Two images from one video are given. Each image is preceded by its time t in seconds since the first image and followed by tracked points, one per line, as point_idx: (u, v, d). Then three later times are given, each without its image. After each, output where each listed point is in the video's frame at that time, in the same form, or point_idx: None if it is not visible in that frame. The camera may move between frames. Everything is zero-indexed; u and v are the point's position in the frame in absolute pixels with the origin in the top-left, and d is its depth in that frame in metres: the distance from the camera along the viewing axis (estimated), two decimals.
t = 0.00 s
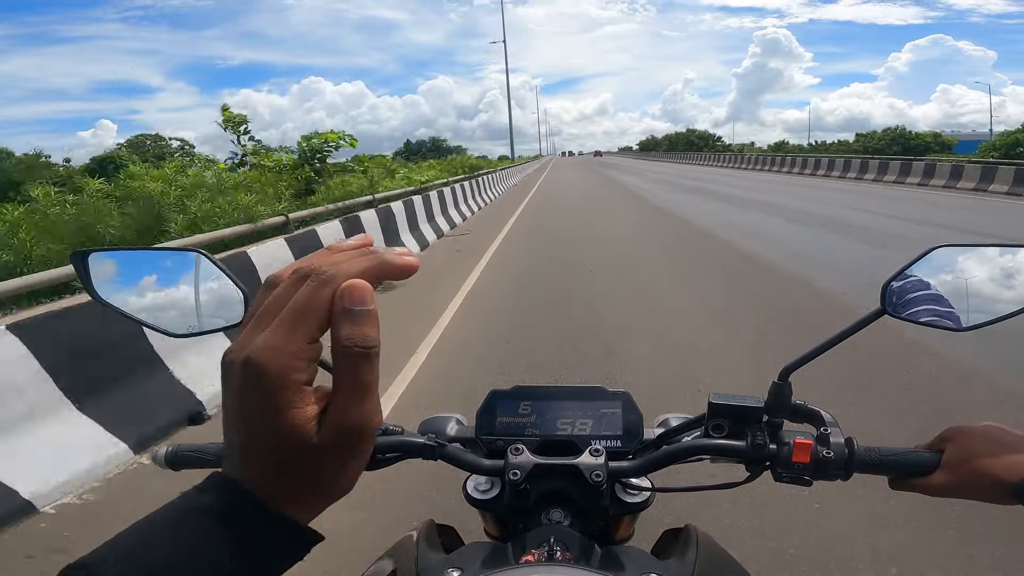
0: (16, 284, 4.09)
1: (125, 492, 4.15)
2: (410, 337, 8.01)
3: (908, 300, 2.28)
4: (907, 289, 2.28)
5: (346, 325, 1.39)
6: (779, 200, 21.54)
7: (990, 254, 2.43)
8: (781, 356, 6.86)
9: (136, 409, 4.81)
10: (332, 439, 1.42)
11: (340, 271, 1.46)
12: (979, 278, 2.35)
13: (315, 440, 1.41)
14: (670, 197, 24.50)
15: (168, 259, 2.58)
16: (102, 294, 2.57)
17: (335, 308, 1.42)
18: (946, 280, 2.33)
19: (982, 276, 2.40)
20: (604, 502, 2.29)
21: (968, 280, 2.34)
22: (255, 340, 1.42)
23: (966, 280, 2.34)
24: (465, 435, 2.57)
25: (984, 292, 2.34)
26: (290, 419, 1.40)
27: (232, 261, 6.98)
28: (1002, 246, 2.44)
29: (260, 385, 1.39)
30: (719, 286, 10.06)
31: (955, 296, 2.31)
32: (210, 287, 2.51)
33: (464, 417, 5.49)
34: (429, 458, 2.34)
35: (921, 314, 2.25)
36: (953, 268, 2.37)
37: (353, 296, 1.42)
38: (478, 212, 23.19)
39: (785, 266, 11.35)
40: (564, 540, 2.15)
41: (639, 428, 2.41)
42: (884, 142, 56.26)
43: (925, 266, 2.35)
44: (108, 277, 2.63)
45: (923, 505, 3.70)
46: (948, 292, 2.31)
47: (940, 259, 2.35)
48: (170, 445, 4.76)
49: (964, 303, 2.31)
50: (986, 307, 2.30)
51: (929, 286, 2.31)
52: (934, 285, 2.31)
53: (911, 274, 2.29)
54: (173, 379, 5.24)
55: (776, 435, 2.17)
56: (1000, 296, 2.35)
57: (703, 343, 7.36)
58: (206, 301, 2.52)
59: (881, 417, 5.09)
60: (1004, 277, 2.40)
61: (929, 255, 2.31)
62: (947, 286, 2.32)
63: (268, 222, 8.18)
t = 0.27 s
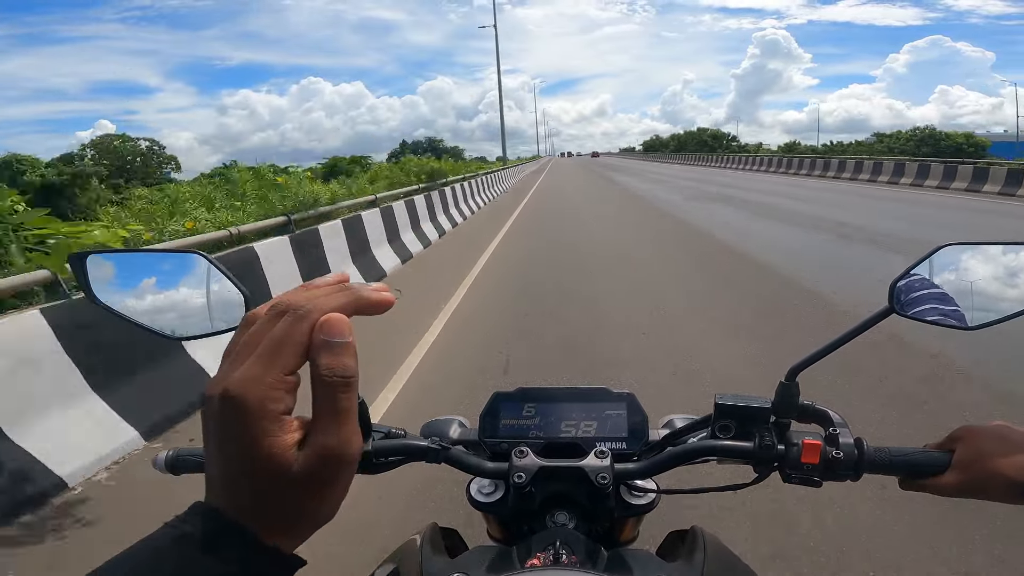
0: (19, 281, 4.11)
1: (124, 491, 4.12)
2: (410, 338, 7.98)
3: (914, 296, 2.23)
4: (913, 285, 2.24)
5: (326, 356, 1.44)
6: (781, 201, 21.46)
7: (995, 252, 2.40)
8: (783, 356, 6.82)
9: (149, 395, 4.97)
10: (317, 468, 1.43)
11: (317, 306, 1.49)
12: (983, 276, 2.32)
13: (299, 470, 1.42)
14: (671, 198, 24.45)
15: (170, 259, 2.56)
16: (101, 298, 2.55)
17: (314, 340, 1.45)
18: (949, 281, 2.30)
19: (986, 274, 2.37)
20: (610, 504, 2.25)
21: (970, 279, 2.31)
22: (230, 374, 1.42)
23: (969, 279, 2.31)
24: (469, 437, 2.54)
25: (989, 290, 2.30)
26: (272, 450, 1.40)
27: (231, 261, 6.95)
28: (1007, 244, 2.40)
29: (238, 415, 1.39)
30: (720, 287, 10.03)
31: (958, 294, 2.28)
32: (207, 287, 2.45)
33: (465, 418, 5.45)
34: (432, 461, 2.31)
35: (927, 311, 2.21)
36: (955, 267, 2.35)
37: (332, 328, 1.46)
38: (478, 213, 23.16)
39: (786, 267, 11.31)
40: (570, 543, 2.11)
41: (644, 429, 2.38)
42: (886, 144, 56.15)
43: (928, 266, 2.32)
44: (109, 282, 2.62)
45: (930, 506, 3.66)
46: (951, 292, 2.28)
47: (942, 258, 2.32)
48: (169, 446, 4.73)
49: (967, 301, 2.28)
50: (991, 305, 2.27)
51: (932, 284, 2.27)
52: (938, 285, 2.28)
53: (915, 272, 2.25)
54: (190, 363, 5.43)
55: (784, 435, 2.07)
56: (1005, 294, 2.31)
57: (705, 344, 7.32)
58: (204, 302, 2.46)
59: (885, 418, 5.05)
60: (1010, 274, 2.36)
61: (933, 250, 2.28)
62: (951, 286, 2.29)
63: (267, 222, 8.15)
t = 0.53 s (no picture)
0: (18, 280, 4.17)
1: (118, 492, 4.09)
2: (407, 337, 7.95)
3: (913, 296, 2.21)
4: (912, 285, 2.22)
5: (318, 398, 1.46)
6: (780, 202, 21.45)
7: (997, 249, 2.36)
8: (780, 357, 6.80)
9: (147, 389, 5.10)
10: (307, 504, 1.41)
11: (304, 351, 1.54)
12: (985, 274, 2.28)
13: (289, 507, 1.40)
14: (670, 199, 24.43)
15: (160, 256, 2.51)
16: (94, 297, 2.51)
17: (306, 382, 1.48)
18: (951, 279, 2.27)
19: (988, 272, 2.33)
20: (609, 506, 2.23)
21: (972, 277, 2.28)
22: (220, 414, 1.45)
23: (970, 277, 2.28)
24: (466, 438, 2.52)
25: (991, 289, 2.27)
26: (261, 487, 1.39)
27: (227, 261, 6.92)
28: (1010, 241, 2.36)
29: (228, 453, 1.40)
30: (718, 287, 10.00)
31: (959, 293, 2.26)
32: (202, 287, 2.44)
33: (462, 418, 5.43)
34: (428, 463, 2.28)
35: (926, 311, 2.19)
36: (956, 265, 2.31)
37: (322, 370, 1.49)
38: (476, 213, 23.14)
39: (784, 268, 11.29)
40: (568, 545, 2.09)
41: (643, 429, 2.35)
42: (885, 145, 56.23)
43: (928, 263, 2.29)
44: (102, 279, 2.58)
45: (931, 508, 3.63)
46: (951, 291, 2.26)
47: (944, 256, 2.28)
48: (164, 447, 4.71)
49: (969, 300, 2.25)
50: (993, 304, 2.23)
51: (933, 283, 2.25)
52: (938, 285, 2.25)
53: (916, 271, 2.23)
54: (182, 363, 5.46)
55: (785, 436, 2.04)
56: (1007, 293, 2.28)
57: (702, 345, 7.30)
58: (200, 301, 2.46)
59: (884, 419, 5.02)
60: (1013, 272, 2.32)
61: (934, 248, 2.25)
62: (953, 284, 2.26)
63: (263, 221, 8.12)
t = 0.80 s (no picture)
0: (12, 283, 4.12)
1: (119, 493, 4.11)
2: (405, 337, 7.96)
3: (912, 297, 2.22)
4: (912, 286, 2.23)
5: (342, 449, 1.56)
6: (778, 202, 21.50)
7: (995, 250, 2.36)
8: (779, 357, 6.81)
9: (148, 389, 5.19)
10: (325, 547, 1.49)
11: (325, 409, 1.68)
12: (983, 276, 2.29)
13: (307, 548, 1.48)
14: (668, 199, 24.46)
15: (166, 262, 2.53)
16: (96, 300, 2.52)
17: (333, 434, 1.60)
18: (950, 279, 2.28)
19: (985, 273, 2.34)
20: (609, 508, 2.24)
21: (971, 278, 2.28)
22: (244, 462, 1.58)
23: (969, 278, 2.28)
24: (466, 440, 2.53)
25: (989, 290, 2.28)
26: (280, 528, 1.49)
27: (226, 262, 6.93)
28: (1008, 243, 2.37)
29: (248, 497, 1.52)
30: (717, 287, 10.02)
31: (957, 294, 2.27)
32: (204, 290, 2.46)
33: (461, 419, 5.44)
34: (429, 466, 2.29)
35: (926, 312, 2.20)
36: (955, 265, 2.31)
37: (345, 424, 1.60)
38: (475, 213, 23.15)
39: (782, 268, 11.31)
40: (568, 547, 2.10)
41: (643, 431, 2.36)
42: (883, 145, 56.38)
43: (927, 264, 2.29)
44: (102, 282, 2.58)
45: (930, 508, 3.64)
46: (951, 292, 2.26)
47: (943, 257, 2.28)
48: (164, 448, 4.73)
49: (967, 301, 2.26)
50: (992, 305, 2.25)
51: (931, 284, 2.25)
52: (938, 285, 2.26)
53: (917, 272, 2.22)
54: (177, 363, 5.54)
55: (783, 438, 2.05)
56: (1005, 294, 2.30)
57: (701, 345, 7.32)
58: (201, 304, 2.48)
59: (882, 419, 5.03)
60: (1009, 274, 2.34)
61: (935, 249, 2.25)
62: (951, 284, 2.27)
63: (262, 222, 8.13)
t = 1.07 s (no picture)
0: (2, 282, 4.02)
1: (117, 491, 4.13)
2: (404, 336, 7.98)
3: (904, 295, 2.24)
4: (904, 284, 2.25)
5: (432, 527, 1.63)
6: (778, 202, 21.55)
7: (988, 249, 2.38)
8: (777, 357, 6.84)
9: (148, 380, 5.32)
10: None
11: (418, 484, 1.70)
12: (976, 274, 2.31)
13: None
14: (668, 199, 24.50)
15: (161, 263, 2.52)
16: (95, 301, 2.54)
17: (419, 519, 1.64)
18: (942, 277, 2.30)
19: (979, 272, 2.36)
20: (605, 505, 2.26)
21: (964, 275, 2.30)
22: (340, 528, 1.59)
23: (961, 276, 2.30)
24: (464, 439, 2.54)
25: (982, 287, 2.29)
26: None
27: (225, 260, 6.95)
28: (1000, 242, 2.38)
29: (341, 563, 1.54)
30: (715, 287, 10.04)
31: (950, 292, 2.28)
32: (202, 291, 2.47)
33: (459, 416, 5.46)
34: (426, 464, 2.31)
35: (918, 310, 2.22)
36: (947, 264, 2.33)
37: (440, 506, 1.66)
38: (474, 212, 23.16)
39: (781, 268, 11.32)
40: (565, 544, 2.12)
41: (638, 429, 2.38)
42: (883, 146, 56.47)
43: (919, 263, 2.33)
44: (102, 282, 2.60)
45: (925, 505, 3.66)
46: (942, 290, 2.28)
47: (934, 256, 2.31)
48: (163, 447, 4.75)
49: (960, 299, 2.28)
50: (985, 303, 2.26)
51: (924, 282, 2.28)
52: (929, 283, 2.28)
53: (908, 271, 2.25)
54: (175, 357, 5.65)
55: (776, 434, 2.07)
56: (999, 292, 2.31)
57: (699, 345, 7.34)
58: (200, 305, 2.49)
59: (880, 418, 5.05)
60: (1003, 272, 2.35)
61: (925, 248, 2.28)
62: (942, 283, 2.29)
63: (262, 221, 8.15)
